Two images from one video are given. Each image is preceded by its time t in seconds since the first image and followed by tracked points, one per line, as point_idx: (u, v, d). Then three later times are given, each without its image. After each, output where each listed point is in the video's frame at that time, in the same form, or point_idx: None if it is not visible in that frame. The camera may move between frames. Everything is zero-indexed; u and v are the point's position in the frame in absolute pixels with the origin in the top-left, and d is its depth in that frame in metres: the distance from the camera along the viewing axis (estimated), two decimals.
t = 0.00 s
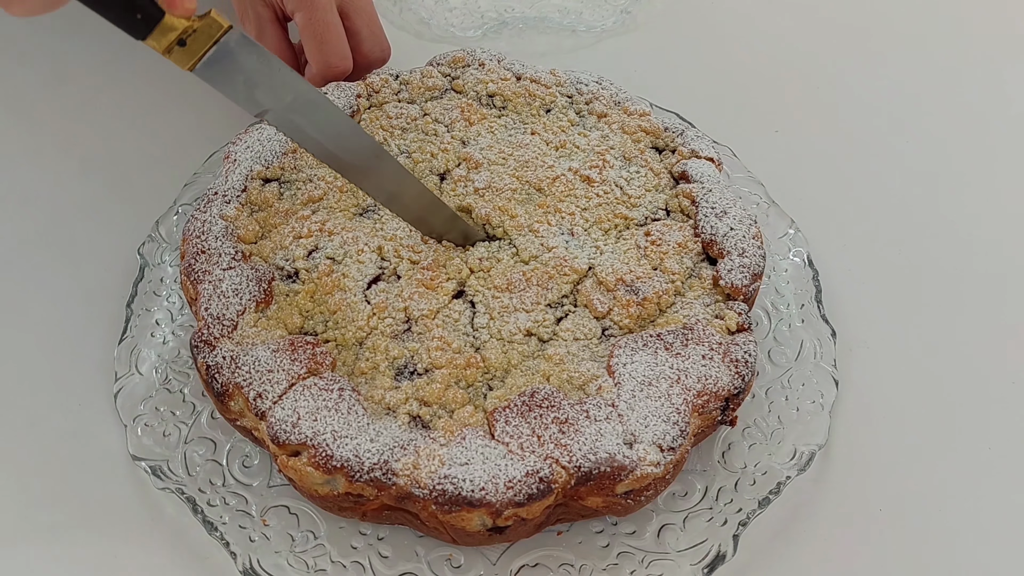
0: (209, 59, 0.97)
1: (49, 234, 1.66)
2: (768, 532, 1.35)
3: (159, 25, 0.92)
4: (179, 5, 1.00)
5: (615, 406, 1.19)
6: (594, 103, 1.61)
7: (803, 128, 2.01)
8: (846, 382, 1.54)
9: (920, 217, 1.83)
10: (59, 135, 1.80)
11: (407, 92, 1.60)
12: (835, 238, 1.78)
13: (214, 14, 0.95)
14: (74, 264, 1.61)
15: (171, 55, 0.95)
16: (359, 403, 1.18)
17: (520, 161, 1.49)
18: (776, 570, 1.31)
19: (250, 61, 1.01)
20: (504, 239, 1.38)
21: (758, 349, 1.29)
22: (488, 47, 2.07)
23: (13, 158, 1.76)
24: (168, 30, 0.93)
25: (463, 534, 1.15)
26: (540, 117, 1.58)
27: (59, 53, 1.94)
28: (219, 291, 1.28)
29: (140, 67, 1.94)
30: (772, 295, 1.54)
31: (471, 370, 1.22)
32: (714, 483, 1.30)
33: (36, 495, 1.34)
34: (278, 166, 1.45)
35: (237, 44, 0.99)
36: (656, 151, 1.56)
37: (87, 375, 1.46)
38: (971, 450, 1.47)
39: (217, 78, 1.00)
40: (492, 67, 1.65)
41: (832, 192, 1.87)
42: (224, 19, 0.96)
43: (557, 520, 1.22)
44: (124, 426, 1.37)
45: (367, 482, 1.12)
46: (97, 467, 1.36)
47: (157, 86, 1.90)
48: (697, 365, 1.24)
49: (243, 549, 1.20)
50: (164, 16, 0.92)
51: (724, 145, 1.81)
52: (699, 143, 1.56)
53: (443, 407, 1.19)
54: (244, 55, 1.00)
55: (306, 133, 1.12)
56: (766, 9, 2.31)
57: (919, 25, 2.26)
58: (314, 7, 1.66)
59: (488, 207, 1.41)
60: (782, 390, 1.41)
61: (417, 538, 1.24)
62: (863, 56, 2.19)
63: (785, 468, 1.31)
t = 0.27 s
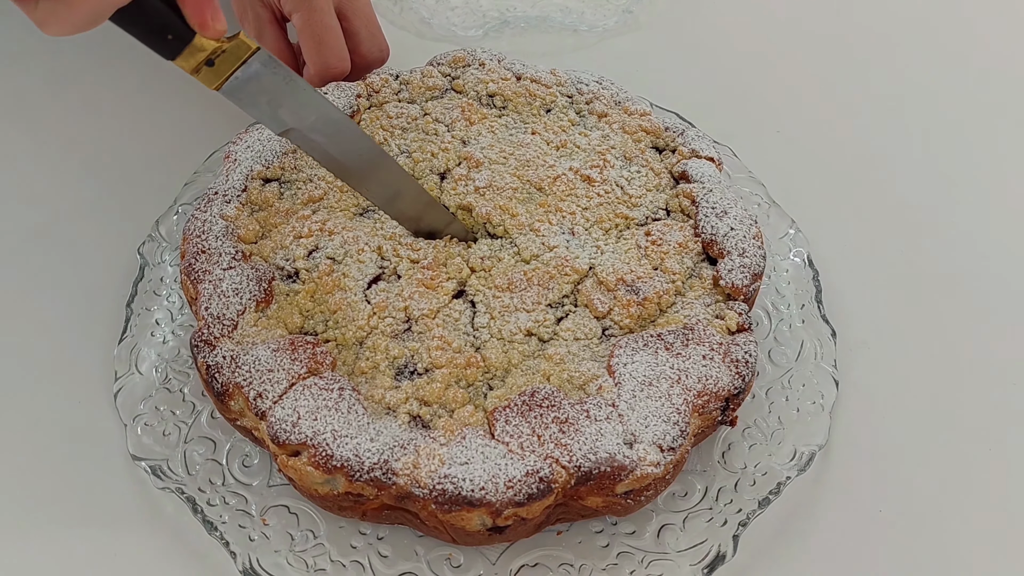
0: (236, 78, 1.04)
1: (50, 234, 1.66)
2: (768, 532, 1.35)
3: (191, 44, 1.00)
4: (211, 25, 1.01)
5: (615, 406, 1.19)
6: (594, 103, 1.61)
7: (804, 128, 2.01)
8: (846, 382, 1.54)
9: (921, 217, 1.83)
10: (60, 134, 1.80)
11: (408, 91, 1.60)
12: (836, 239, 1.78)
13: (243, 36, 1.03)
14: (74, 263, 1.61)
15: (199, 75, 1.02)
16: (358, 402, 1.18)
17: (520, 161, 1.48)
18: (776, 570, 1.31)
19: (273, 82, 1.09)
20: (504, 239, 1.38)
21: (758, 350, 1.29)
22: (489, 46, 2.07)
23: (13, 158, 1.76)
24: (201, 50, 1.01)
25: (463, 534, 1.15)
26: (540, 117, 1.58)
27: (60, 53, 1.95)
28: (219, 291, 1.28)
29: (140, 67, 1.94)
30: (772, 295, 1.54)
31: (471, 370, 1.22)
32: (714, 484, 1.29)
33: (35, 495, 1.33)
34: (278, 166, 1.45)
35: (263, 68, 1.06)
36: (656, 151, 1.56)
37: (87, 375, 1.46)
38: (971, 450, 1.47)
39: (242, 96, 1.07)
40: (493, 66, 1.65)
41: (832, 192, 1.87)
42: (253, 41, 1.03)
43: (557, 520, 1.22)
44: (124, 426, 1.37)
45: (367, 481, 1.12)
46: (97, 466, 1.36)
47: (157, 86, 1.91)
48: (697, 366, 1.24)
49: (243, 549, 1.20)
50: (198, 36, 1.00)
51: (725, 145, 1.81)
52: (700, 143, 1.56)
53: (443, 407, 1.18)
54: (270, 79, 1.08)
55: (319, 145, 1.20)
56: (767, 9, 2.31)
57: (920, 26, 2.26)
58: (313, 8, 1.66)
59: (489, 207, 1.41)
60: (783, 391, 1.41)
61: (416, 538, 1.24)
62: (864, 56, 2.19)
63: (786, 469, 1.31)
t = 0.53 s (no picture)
0: (241, 55, 1.01)
1: (50, 234, 1.66)
2: (767, 532, 1.35)
3: (193, 19, 0.95)
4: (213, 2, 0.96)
5: (615, 406, 1.19)
6: (594, 103, 1.61)
7: (803, 128, 2.01)
8: (845, 382, 1.54)
9: (920, 217, 1.83)
10: (59, 135, 1.80)
11: (408, 91, 1.60)
12: (836, 238, 1.78)
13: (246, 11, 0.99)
14: (74, 263, 1.61)
15: (202, 51, 0.98)
16: (359, 403, 1.18)
17: (520, 161, 1.49)
18: (776, 570, 1.31)
19: (273, 57, 1.05)
20: (504, 239, 1.39)
21: (758, 350, 1.29)
22: (488, 47, 2.07)
23: (13, 158, 1.77)
24: (200, 26, 0.96)
25: (463, 534, 1.15)
26: (540, 117, 1.58)
27: (60, 53, 1.95)
28: (219, 291, 1.28)
29: (140, 67, 1.94)
30: (772, 295, 1.54)
31: (471, 370, 1.22)
32: (714, 483, 1.30)
33: (36, 494, 1.34)
34: (278, 166, 1.45)
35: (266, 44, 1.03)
36: (656, 151, 1.56)
37: (87, 375, 1.47)
38: (971, 450, 1.47)
39: (245, 74, 1.04)
40: (492, 67, 1.65)
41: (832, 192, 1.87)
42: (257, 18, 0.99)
43: (557, 520, 1.22)
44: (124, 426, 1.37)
45: (367, 482, 1.12)
46: (97, 467, 1.36)
47: (157, 86, 1.91)
48: (697, 365, 1.24)
49: (243, 549, 1.20)
50: (200, 10, 0.95)
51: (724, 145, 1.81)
52: (700, 143, 1.56)
53: (443, 407, 1.19)
54: (271, 55, 1.04)
55: (319, 130, 1.16)
56: (766, 8, 2.31)
57: (919, 26, 2.26)
58: (311, 9, 1.67)
59: (489, 207, 1.41)
60: (782, 390, 1.41)
61: (416, 538, 1.24)
62: (863, 55, 2.19)
63: (785, 468, 1.31)
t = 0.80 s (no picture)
0: (214, 96, 0.98)
1: (50, 235, 1.66)
2: (768, 531, 1.35)
3: (159, 66, 0.95)
4: (176, 48, 0.96)
5: (615, 406, 1.18)
6: (594, 103, 1.61)
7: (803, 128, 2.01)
8: (846, 382, 1.54)
9: (921, 216, 1.83)
10: (60, 136, 1.81)
11: (407, 92, 1.60)
12: (836, 238, 1.78)
13: (211, 54, 0.97)
14: (74, 264, 1.62)
15: (174, 95, 0.97)
16: (358, 403, 1.18)
17: (520, 161, 1.48)
18: (777, 569, 1.31)
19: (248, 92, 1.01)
20: (504, 239, 1.38)
21: (758, 349, 1.29)
22: (488, 47, 2.07)
23: (14, 159, 1.77)
24: (167, 72, 0.95)
25: (463, 534, 1.15)
26: (540, 117, 1.58)
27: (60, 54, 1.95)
28: (219, 292, 1.28)
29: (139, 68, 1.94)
30: (772, 295, 1.54)
31: (471, 370, 1.22)
32: (714, 483, 1.29)
33: (36, 495, 1.34)
34: (278, 166, 1.45)
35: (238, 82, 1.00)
36: (656, 151, 1.56)
37: (87, 376, 1.47)
38: (972, 449, 1.47)
39: (220, 114, 1.01)
40: (492, 67, 1.65)
41: (832, 191, 1.87)
42: (222, 58, 0.97)
43: (557, 520, 1.22)
44: (124, 426, 1.37)
45: (367, 482, 1.12)
46: (97, 468, 1.36)
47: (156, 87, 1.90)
48: (697, 365, 1.24)
49: (243, 549, 1.20)
50: (164, 57, 0.95)
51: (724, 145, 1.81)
52: (700, 143, 1.56)
53: (443, 407, 1.18)
54: (246, 93, 1.01)
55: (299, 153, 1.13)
56: (766, 8, 2.31)
57: (919, 26, 2.26)
58: (306, 8, 1.65)
59: (488, 207, 1.41)
60: (783, 390, 1.41)
61: (416, 538, 1.24)
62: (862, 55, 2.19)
63: (786, 468, 1.30)
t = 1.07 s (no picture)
0: (192, 144, 1.06)
1: (50, 235, 1.66)
2: (768, 532, 1.35)
3: (138, 125, 1.01)
4: (150, 105, 1.02)
5: (615, 406, 1.19)
6: (594, 103, 1.61)
7: (803, 128, 2.01)
8: (846, 382, 1.54)
9: (921, 216, 1.83)
10: (60, 135, 1.80)
11: (408, 92, 1.60)
12: (836, 239, 1.78)
13: (183, 106, 1.03)
14: (74, 264, 1.61)
15: (158, 149, 1.04)
16: (359, 403, 1.18)
17: (520, 161, 1.48)
18: (777, 570, 1.31)
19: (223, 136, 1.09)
20: (504, 240, 1.39)
21: (758, 350, 1.29)
22: (488, 47, 2.07)
23: (13, 159, 1.77)
24: (146, 132, 1.02)
25: (463, 534, 1.15)
26: (540, 117, 1.58)
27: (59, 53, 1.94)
28: (219, 291, 1.28)
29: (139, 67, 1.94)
30: (772, 295, 1.54)
31: (471, 370, 1.22)
32: (715, 483, 1.30)
33: (36, 496, 1.34)
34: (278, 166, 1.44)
35: (212, 129, 1.07)
36: (656, 151, 1.56)
37: (87, 376, 1.47)
38: (971, 450, 1.47)
39: (201, 159, 1.09)
40: (492, 66, 1.64)
41: (831, 192, 1.87)
42: (193, 109, 1.03)
43: (557, 520, 1.22)
44: (124, 426, 1.37)
45: (367, 482, 1.12)
46: (98, 468, 1.36)
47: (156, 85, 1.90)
48: (697, 366, 1.24)
49: (243, 549, 1.20)
50: (140, 116, 1.01)
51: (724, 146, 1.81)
52: (700, 143, 1.56)
53: (443, 407, 1.19)
54: (221, 138, 1.09)
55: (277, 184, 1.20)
56: (766, 8, 2.31)
57: (919, 26, 2.26)
58: (302, 10, 1.66)
59: (489, 207, 1.41)
60: (783, 390, 1.41)
61: (417, 538, 1.24)
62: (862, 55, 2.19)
63: (786, 468, 1.31)
